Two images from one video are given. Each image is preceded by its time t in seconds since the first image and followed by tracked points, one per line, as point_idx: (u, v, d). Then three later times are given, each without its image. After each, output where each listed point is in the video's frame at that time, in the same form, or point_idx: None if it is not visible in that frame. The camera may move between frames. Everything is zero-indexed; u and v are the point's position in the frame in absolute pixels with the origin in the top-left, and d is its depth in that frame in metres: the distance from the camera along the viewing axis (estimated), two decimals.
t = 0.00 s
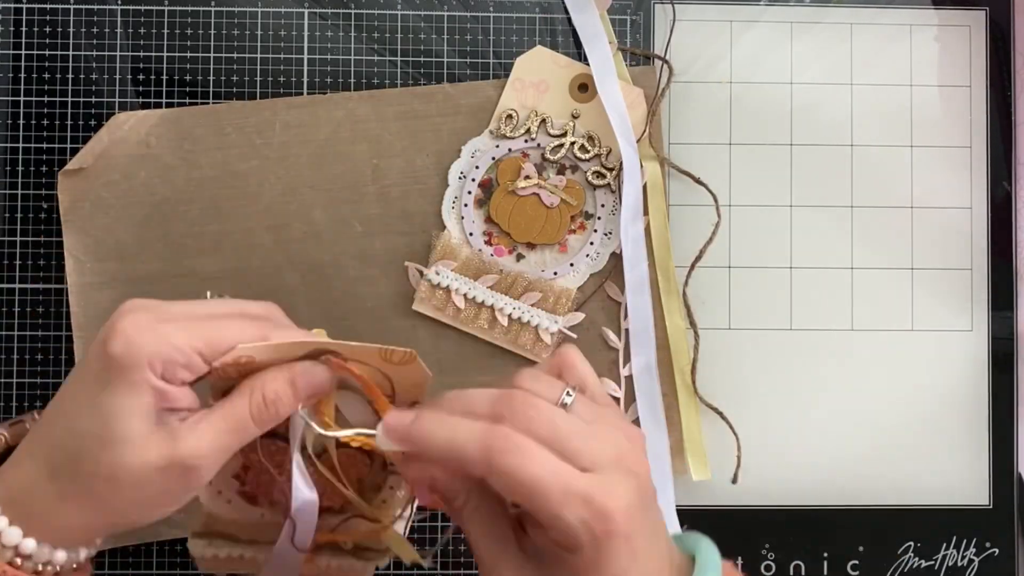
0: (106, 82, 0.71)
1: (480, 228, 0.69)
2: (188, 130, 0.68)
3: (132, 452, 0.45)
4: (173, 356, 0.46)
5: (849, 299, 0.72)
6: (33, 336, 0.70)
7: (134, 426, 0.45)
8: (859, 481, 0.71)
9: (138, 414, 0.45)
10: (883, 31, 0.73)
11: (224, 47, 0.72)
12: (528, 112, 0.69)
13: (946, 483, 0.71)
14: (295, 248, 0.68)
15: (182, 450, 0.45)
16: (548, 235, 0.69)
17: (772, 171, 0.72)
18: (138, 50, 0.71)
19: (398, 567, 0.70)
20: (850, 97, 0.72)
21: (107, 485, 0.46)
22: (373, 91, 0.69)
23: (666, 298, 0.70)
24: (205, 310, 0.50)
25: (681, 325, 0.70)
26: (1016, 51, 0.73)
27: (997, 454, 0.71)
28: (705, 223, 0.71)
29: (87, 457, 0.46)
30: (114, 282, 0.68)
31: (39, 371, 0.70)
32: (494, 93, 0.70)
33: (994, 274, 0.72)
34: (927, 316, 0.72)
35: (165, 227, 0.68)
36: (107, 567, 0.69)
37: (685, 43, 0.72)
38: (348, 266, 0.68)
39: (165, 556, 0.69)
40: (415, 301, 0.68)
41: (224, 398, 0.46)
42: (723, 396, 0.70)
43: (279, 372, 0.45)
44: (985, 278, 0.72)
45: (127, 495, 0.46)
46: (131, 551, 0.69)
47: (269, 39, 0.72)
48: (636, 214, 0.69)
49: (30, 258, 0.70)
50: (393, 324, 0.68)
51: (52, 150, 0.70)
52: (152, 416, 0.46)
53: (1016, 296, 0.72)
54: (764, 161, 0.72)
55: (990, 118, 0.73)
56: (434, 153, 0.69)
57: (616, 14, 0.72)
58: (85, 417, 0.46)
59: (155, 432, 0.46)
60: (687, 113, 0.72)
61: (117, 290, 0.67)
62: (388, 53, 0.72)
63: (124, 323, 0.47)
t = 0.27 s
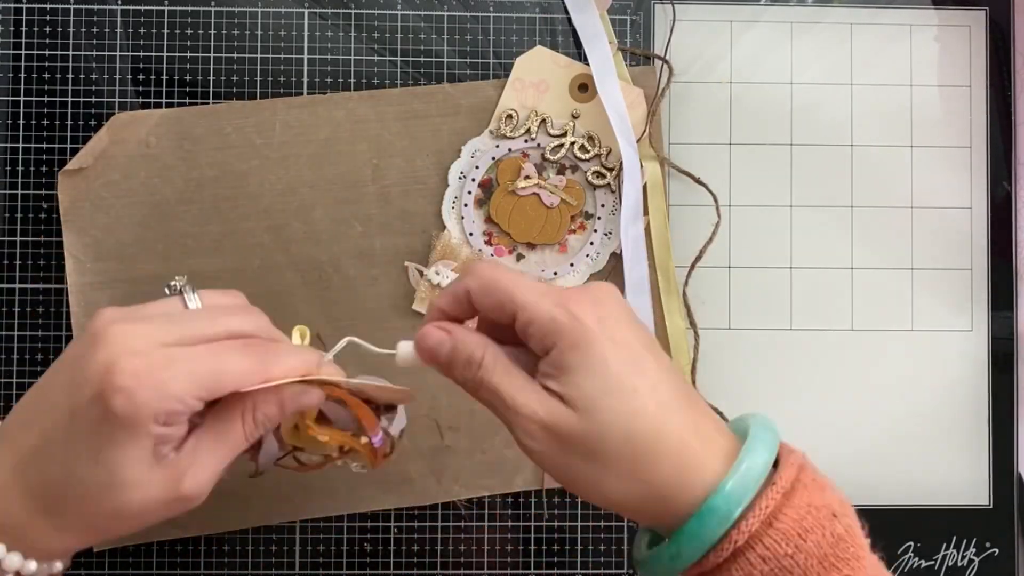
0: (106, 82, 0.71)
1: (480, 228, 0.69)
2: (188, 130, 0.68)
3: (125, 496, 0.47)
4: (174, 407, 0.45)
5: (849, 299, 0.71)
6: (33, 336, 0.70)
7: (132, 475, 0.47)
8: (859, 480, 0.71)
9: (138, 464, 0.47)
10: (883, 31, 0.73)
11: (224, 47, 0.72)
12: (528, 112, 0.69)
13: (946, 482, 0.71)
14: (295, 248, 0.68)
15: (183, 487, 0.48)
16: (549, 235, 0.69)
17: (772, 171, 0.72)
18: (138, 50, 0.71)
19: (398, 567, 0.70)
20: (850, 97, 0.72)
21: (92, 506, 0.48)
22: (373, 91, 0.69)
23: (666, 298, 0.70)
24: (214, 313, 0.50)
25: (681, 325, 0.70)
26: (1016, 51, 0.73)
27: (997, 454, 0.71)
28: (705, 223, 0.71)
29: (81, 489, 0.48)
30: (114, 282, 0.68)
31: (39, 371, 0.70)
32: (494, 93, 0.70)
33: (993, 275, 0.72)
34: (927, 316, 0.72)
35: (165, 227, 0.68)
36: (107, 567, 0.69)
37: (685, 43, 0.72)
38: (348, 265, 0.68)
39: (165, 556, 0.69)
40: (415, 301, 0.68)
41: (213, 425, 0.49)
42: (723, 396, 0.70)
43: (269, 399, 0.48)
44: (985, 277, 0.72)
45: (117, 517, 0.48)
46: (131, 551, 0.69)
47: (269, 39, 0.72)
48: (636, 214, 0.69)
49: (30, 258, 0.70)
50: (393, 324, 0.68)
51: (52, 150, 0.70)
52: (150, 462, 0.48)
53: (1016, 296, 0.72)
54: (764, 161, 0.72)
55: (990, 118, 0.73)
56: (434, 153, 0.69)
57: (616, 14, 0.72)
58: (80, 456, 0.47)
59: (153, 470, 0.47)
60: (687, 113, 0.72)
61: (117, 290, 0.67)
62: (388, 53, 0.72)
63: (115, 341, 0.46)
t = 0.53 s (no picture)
0: (106, 82, 0.71)
1: (480, 228, 0.69)
2: (188, 130, 0.68)
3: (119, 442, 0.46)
4: (180, 350, 0.46)
5: (849, 299, 0.72)
6: (33, 336, 0.70)
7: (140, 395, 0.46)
8: (858, 481, 0.71)
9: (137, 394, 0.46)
10: (883, 31, 0.73)
11: (224, 47, 0.72)
12: (528, 112, 0.69)
13: (946, 483, 0.71)
14: (294, 248, 0.68)
15: (163, 449, 0.46)
16: (549, 235, 0.69)
17: (772, 172, 0.72)
18: (139, 50, 0.71)
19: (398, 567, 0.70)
20: (850, 96, 0.72)
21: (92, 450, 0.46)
22: (373, 91, 0.69)
23: (666, 298, 0.70)
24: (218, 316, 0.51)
25: (681, 325, 0.70)
26: (1016, 52, 0.73)
27: (997, 454, 0.71)
28: (705, 223, 0.71)
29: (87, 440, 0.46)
30: (114, 283, 0.68)
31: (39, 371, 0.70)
32: (494, 93, 0.70)
33: (993, 274, 0.72)
34: (927, 316, 0.72)
35: (165, 227, 0.68)
36: (107, 567, 0.69)
37: (685, 43, 0.72)
38: (348, 266, 0.68)
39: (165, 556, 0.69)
40: (415, 301, 0.68)
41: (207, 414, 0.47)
42: (723, 396, 0.70)
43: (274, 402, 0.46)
44: (985, 277, 0.72)
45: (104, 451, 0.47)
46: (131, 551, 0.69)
47: (269, 39, 0.72)
48: (635, 214, 0.69)
49: (30, 258, 0.70)
50: (393, 324, 0.68)
51: (52, 150, 0.70)
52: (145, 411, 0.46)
53: (1016, 296, 0.72)
54: (764, 161, 0.72)
55: (990, 118, 0.73)
56: (434, 153, 0.69)
57: (616, 14, 0.72)
58: (71, 393, 0.46)
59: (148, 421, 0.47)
60: (687, 113, 0.72)
61: (117, 290, 0.68)
62: (388, 53, 0.72)
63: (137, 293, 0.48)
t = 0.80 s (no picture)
0: (106, 82, 0.71)
1: (480, 228, 0.69)
2: (188, 131, 0.68)
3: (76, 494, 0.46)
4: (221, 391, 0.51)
5: (848, 299, 0.72)
6: (33, 336, 0.70)
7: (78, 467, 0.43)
8: (859, 481, 0.71)
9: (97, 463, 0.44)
10: (883, 31, 0.73)
11: (224, 47, 0.72)
12: (528, 112, 0.69)
13: (946, 483, 0.71)
14: (295, 248, 0.68)
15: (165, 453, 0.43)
16: (549, 235, 0.69)
17: (772, 171, 0.72)
18: (138, 50, 0.71)
19: (398, 567, 0.70)
20: (849, 96, 0.72)
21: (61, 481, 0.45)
22: (373, 91, 0.69)
23: (666, 298, 0.70)
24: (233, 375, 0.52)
25: (681, 325, 0.70)
26: (1016, 52, 0.73)
27: (997, 455, 0.71)
28: (705, 223, 0.71)
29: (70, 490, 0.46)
30: (115, 283, 0.68)
31: (39, 371, 0.70)
32: (494, 93, 0.70)
33: (993, 275, 0.72)
34: (927, 316, 0.72)
35: (165, 228, 0.68)
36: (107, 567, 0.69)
37: (685, 44, 0.72)
38: (348, 266, 0.68)
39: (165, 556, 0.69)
40: (415, 301, 0.68)
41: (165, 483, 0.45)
42: (723, 396, 0.70)
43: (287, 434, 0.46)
44: (985, 278, 0.72)
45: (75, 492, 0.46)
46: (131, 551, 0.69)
47: (269, 39, 0.72)
48: (635, 214, 0.69)
49: (30, 258, 0.70)
50: (393, 324, 0.68)
51: (52, 150, 0.70)
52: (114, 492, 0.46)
53: (1016, 296, 0.72)
54: (764, 161, 0.72)
55: (990, 118, 0.73)
56: (434, 154, 0.69)
57: (616, 14, 0.72)
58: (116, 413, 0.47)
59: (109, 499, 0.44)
60: (687, 113, 0.72)
61: (117, 290, 0.68)
62: (388, 53, 0.72)
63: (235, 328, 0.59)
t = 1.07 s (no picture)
0: (106, 82, 0.71)
1: (480, 228, 0.69)
2: (188, 131, 0.68)
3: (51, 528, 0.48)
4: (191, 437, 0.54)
5: (848, 298, 0.71)
6: (33, 336, 0.70)
7: (89, 488, 0.44)
8: (859, 481, 0.71)
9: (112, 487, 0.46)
10: (883, 31, 0.73)
11: (224, 47, 0.72)
12: (528, 112, 0.69)
13: (946, 483, 0.71)
14: (295, 248, 0.68)
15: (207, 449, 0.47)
16: (549, 235, 0.69)
17: (772, 171, 0.72)
18: (138, 50, 0.71)
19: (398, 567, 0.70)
20: (849, 96, 0.72)
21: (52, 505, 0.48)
22: (373, 91, 0.69)
23: (666, 298, 0.70)
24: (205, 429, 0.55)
25: (681, 325, 0.70)
26: (1016, 52, 0.73)
27: (997, 455, 0.71)
28: (705, 223, 0.71)
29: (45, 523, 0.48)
30: (115, 283, 0.68)
31: (39, 371, 0.70)
32: (494, 93, 0.70)
33: (993, 275, 0.72)
34: (927, 316, 0.72)
35: (165, 228, 0.68)
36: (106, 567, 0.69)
37: (685, 43, 0.72)
38: (348, 266, 0.68)
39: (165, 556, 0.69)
40: (415, 301, 0.68)
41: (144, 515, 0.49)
42: (723, 396, 0.70)
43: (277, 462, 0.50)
44: (985, 277, 0.72)
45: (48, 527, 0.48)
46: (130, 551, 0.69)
47: (269, 39, 0.72)
48: (635, 214, 0.69)
49: (30, 258, 0.70)
50: (393, 324, 0.68)
51: (52, 149, 0.70)
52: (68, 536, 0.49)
53: (1016, 296, 0.72)
54: (764, 161, 0.72)
55: (990, 118, 0.73)
56: (435, 154, 0.69)
57: (616, 14, 0.72)
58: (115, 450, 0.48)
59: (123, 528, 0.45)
60: (687, 113, 0.72)
61: (117, 290, 0.68)
62: (388, 53, 0.72)
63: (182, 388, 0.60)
